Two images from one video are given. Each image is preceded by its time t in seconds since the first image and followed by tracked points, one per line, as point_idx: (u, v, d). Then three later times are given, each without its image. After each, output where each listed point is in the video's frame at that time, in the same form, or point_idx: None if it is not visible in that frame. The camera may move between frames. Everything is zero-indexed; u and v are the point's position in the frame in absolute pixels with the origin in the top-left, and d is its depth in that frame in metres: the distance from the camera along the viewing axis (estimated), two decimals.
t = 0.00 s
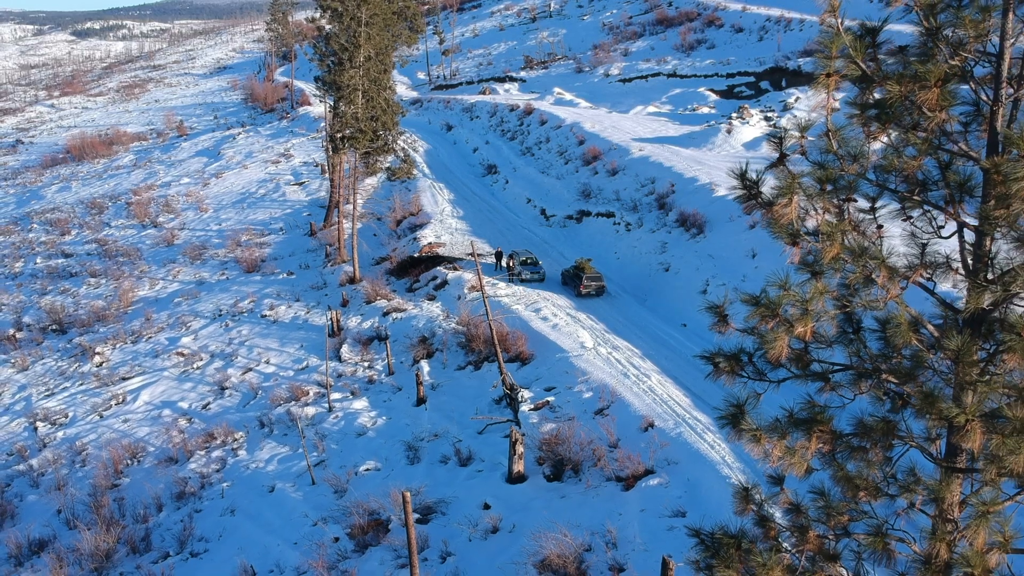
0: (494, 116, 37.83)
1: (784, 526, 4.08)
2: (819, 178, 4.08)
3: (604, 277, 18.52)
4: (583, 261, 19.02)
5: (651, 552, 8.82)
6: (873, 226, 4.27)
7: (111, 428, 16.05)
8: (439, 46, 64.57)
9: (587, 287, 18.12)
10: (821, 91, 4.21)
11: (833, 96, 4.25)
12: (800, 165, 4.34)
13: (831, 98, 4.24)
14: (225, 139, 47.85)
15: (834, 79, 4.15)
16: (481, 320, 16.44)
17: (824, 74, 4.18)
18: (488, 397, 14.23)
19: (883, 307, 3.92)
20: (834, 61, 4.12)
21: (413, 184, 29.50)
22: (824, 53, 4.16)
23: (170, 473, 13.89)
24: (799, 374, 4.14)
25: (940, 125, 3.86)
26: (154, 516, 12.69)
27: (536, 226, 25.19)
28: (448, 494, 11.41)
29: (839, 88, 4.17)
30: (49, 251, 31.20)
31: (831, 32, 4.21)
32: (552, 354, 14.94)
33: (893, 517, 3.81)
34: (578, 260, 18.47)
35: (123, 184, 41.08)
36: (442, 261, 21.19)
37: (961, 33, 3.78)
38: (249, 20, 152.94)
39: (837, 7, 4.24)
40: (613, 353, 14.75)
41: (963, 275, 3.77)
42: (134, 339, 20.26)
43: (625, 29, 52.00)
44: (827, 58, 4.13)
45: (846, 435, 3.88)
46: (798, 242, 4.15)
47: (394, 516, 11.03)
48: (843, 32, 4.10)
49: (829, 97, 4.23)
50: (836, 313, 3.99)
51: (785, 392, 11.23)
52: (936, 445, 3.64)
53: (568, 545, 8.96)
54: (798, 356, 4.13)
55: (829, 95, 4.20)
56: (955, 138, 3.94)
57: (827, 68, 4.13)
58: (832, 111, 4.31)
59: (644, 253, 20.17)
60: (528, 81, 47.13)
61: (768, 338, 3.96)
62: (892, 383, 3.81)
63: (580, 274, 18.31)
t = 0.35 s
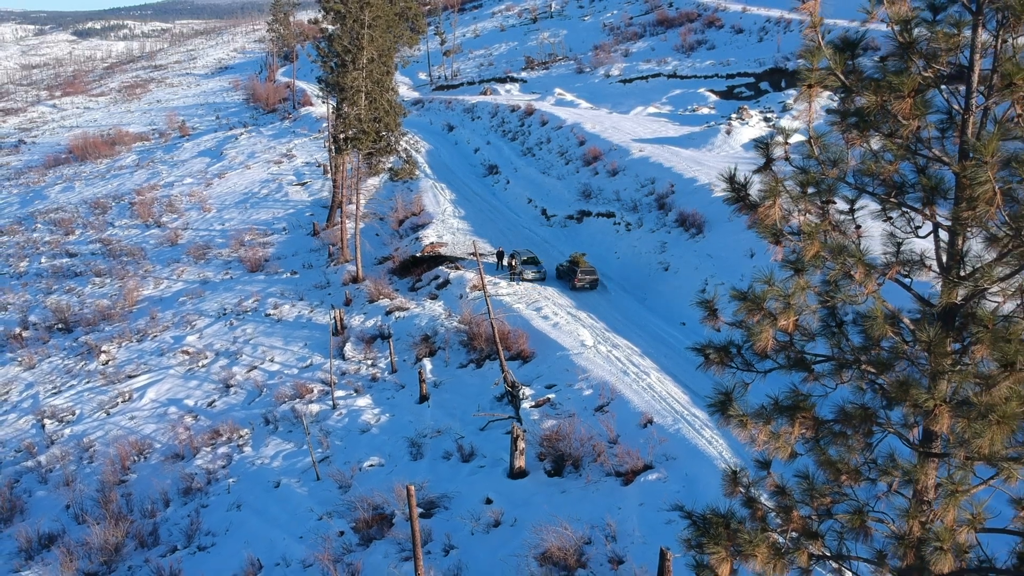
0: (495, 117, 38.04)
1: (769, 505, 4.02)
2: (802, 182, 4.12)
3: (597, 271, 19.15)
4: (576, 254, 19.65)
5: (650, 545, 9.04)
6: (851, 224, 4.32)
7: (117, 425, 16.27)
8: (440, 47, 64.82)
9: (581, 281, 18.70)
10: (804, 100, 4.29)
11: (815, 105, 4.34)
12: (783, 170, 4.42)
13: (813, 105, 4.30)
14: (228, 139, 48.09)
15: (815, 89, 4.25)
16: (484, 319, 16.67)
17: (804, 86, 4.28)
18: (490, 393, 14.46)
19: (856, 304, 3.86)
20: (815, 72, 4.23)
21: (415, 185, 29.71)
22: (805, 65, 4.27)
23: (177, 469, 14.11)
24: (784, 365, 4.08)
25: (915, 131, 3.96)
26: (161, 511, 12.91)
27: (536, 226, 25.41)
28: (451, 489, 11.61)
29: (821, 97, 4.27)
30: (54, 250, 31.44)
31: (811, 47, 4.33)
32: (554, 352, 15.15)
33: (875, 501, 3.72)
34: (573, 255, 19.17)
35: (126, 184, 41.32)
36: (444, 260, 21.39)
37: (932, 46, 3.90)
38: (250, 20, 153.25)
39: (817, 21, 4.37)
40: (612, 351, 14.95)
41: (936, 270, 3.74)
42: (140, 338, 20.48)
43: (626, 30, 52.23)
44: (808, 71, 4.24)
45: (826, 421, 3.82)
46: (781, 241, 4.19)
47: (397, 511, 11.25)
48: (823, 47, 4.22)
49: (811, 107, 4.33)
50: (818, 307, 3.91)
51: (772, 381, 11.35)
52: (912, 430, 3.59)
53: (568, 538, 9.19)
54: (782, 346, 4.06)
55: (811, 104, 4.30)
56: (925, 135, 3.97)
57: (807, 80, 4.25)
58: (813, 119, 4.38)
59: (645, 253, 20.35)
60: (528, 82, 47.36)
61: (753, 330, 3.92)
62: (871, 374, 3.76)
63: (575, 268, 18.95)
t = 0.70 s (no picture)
0: (495, 119, 38.26)
1: (757, 490, 4.13)
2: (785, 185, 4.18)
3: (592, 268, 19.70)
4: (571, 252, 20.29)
5: (649, 539, 9.24)
6: (832, 226, 4.40)
7: (123, 424, 16.47)
8: (441, 48, 65.12)
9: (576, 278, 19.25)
10: (787, 110, 4.37)
11: (800, 114, 4.41)
12: (769, 176, 4.51)
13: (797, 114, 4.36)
14: (230, 140, 48.35)
15: (798, 99, 4.33)
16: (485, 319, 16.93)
17: (789, 97, 4.35)
18: (491, 393, 14.65)
19: (839, 301, 3.94)
20: (799, 84, 4.29)
21: (416, 186, 29.92)
22: (790, 75, 4.34)
23: (183, 467, 14.30)
24: (771, 357, 4.18)
25: (893, 138, 3.99)
26: (168, 507, 13.11)
27: (536, 226, 25.68)
28: (453, 486, 11.81)
29: (805, 107, 4.34)
30: (58, 251, 31.69)
31: (795, 59, 4.39)
32: (554, 351, 15.34)
33: (858, 488, 3.79)
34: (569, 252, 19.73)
35: (129, 185, 41.55)
36: (445, 261, 21.58)
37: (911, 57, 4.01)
38: (250, 22, 153.91)
39: (801, 36, 4.52)
40: (612, 351, 15.12)
41: (916, 269, 3.86)
42: (145, 338, 20.68)
43: (626, 31, 52.45)
44: (792, 83, 4.30)
45: (811, 411, 3.91)
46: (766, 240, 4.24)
47: (401, 507, 11.44)
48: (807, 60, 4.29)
49: (796, 115, 4.40)
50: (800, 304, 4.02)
51: (759, 373, 11.54)
52: (892, 420, 3.70)
53: (569, 532, 9.40)
54: (768, 341, 4.15)
55: (795, 113, 4.38)
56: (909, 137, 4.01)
57: (791, 91, 4.31)
58: (797, 128, 4.44)
59: (645, 253, 20.54)
60: (529, 83, 47.62)
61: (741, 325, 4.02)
62: (853, 367, 3.86)
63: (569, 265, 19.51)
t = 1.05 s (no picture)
0: (496, 120, 38.50)
1: (746, 476, 4.34)
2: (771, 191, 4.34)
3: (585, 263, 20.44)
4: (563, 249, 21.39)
5: (647, 533, 9.50)
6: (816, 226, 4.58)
7: (130, 422, 16.70)
8: (442, 50, 65.43)
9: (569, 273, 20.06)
10: (770, 122, 4.42)
11: (782, 124, 4.45)
12: (755, 181, 4.65)
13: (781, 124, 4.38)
14: (232, 142, 48.62)
15: (781, 111, 4.37)
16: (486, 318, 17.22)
17: (772, 108, 4.38)
18: (493, 391, 14.88)
19: (821, 299, 4.11)
20: (784, 95, 4.32)
21: (418, 188, 30.17)
22: (773, 89, 4.31)
23: (189, 464, 14.54)
24: (758, 351, 4.38)
25: (872, 146, 4.13)
26: (175, 503, 13.34)
27: (537, 227, 25.93)
28: (455, 482, 12.04)
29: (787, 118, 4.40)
30: (62, 251, 31.96)
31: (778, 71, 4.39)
32: (554, 351, 15.57)
33: (841, 475, 3.97)
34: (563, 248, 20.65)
35: (132, 186, 41.82)
36: (447, 261, 21.81)
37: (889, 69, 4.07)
38: (251, 23, 154.24)
39: (784, 52, 4.69)
40: (611, 350, 15.35)
41: (892, 268, 4.07)
42: (150, 337, 20.93)
43: (626, 33, 52.73)
44: (776, 94, 4.30)
45: (795, 401, 4.11)
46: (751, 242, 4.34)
47: (404, 503, 11.69)
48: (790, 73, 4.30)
49: (778, 126, 4.44)
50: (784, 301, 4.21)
51: (748, 367, 11.75)
52: (871, 410, 3.91)
53: (569, 527, 9.66)
54: (755, 335, 4.33)
55: (777, 124, 4.42)
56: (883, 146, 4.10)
57: (775, 102, 4.33)
58: (780, 136, 4.51)
59: (644, 254, 20.77)
60: (529, 85, 47.89)
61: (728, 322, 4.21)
62: (835, 361, 4.04)
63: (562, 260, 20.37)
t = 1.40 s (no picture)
0: (497, 121, 38.73)
1: (735, 463, 4.56)
2: (758, 196, 4.56)
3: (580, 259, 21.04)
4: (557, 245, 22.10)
5: (645, 527, 9.74)
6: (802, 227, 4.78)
7: (136, 420, 16.92)
8: (443, 51, 65.72)
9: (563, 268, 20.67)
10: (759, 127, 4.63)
11: (770, 129, 4.66)
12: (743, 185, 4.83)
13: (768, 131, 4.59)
14: (234, 143, 48.87)
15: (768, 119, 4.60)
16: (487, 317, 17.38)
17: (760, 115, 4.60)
18: (494, 389, 15.08)
19: (806, 296, 4.31)
20: (769, 105, 4.61)
21: (419, 189, 30.41)
22: (759, 100, 4.58)
23: (195, 461, 14.75)
24: (747, 346, 4.59)
25: (855, 151, 4.32)
26: (181, 500, 13.56)
27: (538, 228, 26.18)
28: (457, 478, 12.26)
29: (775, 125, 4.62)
30: (66, 252, 32.22)
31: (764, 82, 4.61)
32: (555, 350, 15.79)
33: (825, 463, 4.18)
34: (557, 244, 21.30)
35: (135, 187, 42.07)
36: (448, 262, 22.03)
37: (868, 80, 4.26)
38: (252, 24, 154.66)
39: (769, 64, 4.82)
40: (611, 349, 15.55)
41: (873, 266, 4.29)
42: (155, 337, 21.15)
43: (625, 35, 52.99)
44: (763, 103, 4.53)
45: (782, 392, 4.33)
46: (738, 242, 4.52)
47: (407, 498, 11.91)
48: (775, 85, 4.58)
49: (765, 132, 4.66)
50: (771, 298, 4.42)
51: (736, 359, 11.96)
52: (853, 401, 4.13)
53: (568, 521, 9.90)
54: (743, 331, 4.55)
55: (765, 130, 4.65)
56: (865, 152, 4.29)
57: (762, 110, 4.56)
58: (767, 142, 4.72)
59: (644, 254, 20.97)
60: (530, 86, 48.13)
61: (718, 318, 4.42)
62: (820, 354, 4.26)
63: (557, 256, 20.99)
